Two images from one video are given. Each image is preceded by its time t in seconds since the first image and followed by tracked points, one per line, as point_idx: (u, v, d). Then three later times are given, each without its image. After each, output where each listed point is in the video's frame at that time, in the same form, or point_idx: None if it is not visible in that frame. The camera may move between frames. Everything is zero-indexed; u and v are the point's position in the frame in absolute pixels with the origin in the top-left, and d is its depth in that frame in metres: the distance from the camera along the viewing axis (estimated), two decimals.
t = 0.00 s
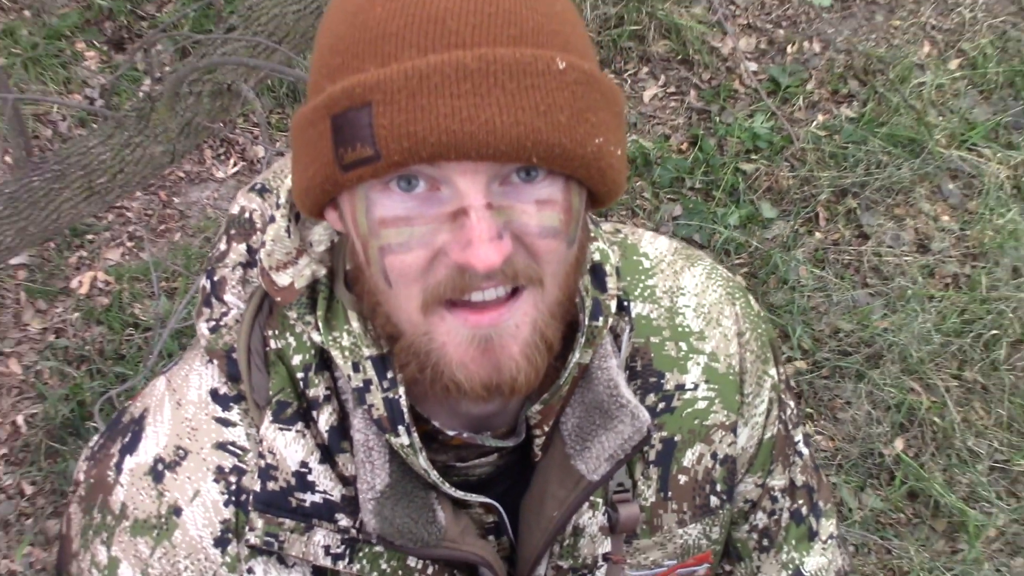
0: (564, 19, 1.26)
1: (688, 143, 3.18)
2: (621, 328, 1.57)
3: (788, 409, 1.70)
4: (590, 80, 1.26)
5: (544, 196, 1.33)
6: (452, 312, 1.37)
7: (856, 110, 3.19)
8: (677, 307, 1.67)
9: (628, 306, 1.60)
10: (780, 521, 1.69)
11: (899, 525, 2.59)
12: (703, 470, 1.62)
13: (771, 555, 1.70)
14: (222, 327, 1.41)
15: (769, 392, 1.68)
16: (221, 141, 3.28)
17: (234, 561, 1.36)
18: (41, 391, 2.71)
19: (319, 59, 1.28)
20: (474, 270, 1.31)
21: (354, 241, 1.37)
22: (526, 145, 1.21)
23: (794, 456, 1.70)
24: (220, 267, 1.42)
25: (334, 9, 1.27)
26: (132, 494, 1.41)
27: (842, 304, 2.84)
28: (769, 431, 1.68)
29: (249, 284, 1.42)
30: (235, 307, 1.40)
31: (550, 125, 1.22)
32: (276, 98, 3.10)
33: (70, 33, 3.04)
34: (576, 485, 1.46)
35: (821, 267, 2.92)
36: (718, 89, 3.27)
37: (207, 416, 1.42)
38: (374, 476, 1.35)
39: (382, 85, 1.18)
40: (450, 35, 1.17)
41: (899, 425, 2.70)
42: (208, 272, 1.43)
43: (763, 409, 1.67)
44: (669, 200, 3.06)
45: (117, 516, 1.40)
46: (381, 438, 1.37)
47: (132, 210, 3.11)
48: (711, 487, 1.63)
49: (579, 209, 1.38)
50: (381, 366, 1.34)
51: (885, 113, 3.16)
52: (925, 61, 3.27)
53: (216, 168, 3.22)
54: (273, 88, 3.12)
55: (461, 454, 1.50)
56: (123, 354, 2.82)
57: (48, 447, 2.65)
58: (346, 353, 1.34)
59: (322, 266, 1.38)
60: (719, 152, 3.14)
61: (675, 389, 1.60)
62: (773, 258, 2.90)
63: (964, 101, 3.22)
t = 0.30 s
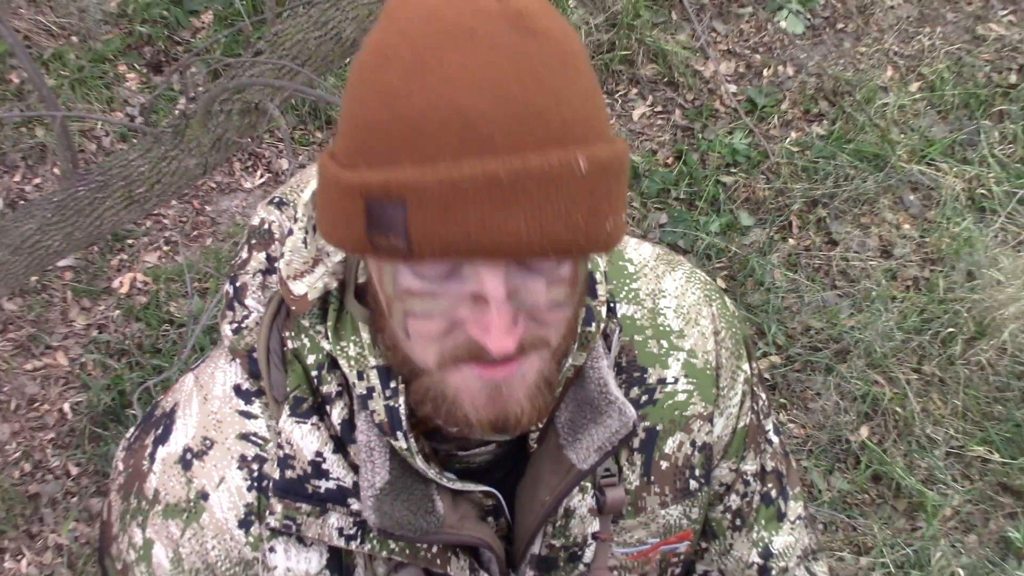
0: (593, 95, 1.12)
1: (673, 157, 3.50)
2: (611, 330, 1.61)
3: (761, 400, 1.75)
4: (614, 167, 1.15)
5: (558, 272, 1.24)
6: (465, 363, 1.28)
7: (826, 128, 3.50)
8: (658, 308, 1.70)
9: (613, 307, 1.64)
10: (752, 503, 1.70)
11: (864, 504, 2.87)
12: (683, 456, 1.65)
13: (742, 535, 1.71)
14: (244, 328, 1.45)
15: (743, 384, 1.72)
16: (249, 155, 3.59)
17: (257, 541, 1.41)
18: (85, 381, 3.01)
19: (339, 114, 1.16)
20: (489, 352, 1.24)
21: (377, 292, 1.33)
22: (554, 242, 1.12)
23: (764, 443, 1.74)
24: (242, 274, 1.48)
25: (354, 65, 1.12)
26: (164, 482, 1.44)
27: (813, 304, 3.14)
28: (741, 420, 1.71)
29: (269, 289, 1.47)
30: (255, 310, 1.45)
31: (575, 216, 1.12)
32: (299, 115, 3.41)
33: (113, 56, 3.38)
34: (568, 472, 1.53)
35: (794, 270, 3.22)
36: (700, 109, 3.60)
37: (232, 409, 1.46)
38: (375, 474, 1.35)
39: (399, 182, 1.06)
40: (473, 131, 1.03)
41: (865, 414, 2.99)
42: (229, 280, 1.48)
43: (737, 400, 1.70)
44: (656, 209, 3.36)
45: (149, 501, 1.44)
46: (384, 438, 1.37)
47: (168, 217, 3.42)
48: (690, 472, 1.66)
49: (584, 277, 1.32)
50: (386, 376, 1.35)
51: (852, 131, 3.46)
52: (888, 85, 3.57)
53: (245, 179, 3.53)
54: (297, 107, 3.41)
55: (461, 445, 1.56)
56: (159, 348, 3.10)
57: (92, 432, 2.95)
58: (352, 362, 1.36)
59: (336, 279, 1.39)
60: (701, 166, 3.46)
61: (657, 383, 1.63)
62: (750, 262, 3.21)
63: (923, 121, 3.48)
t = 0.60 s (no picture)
0: (615, 201, 1.24)
1: (660, 164, 3.84)
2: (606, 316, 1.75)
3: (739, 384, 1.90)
4: (629, 260, 1.30)
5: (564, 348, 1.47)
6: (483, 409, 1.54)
7: (800, 138, 3.87)
8: (646, 299, 1.84)
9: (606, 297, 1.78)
10: (732, 478, 1.89)
11: (834, 481, 3.16)
12: (668, 434, 1.80)
13: (722, 507, 1.90)
14: (267, 314, 1.67)
15: (724, 369, 1.86)
16: (273, 164, 3.89)
17: (277, 507, 1.63)
18: (124, 369, 3.31)
19: (386, 196, 1.26)
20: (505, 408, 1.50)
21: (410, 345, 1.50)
22: (572, 346, 1.32)
23: (744, 424, 1.91)
24: (266, 265, 1.74)
25: (404, 162, 1.21)
26: (195, 452, 1.67)
27: (788, 299, 3.45)
28: (723, 402, 1.87)
29: (291, 277, 1.73)
30: (279, 297, 1.69)
31: (593, 321, 1.31)
32: (319, 127, 3.73)
33: (149, 73, 3.81)
34: (563, 448, 1.68)
35: (771, 267, 3.54)
36: (684, 120, 3.94)
37: (256, 388, 1.68)
38: (377, 454, 1.56)
39: (448, 304, 1.23)
40: (516, 269, 1.19)
41: (835, 398, 3.28)
42: (256, 269, 1.74)
43: (718, 383, 1.85)
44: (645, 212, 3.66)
45: (181, 470, 1.67)
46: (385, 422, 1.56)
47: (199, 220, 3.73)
48: (676, 448, 1.83)
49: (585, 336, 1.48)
50: (386, 367, 1.53)
51: (824, 140, 3.82)
52: (856, 98, 3.95)
53: (269, 185, 3.83)
54: (317, 120, 3.72)
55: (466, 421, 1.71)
56: (191, 340, 3.39)
57: (130, 416, 3.25)
58: (356, 352, 1.54)
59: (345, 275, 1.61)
60: (686, 172, 3.78)
61: (645, 366, 1.78)
62: (730, 261, 3.51)
63: (888, 131, 3.85)
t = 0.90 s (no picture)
0: (612, 220, 1.25)
1: (651, 169, 4.03)
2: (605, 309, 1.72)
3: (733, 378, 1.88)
4: (625, 276, 1.32)
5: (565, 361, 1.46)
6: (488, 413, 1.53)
7: (783, 145, 4.11)
8: (642, 298, 1.79)
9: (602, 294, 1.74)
10: (724, 468, 1.90)
11: (817, 467, 3.32)
12: (664, 426, 1.79)
13: (714, 494, 1.91)
14: (285, 312, 1.66)
15: (718, 363, 1.82)
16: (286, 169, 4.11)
17: (294, 494, 1.62)
18: (146, 364, 3.51)
19: (389, 217, 1.27)
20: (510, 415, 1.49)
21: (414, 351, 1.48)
22: (570, 360, 1.35)
23: (736, 416, 1.90)
24: (284, 265, 1.70)
25: (406, 186, 1.22)
26: (215, 442, 1.64)
27: (772, 296, 3.65)
28: (716, 396, 1.84)
29: (308, 278, 1.70)
30: (295, 297, 1.67)
31: (591, 335, 1.34)
32: (329, 135, 3.94)
33: (170, 85, 4.03)
34: (564, 440, 1.67)
35: (756, 266, 3.75)
36: (674, 128, 4.16)
37: (274, 380, 1.65)
38: (388, 446, 1.56)
39: (449, 323, 1.25)
40: (515, 291, 1.21)
41: (817, 390, 3.46)
42: (274, 269, 1.71)
43: (712, 377, 1.82)
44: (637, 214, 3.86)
45: (203, 458, 1.64)
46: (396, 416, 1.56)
47: (216, 224, 3.93)
48: (671, 440, 1.81)
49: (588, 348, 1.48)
50: (396, 364, 1.52)
51: (805, 146, 4.07)
52: (836, 107, 4.24)
53: (282, 190, 4.05)
54: (327, 128, 3.93)
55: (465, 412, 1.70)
56: (209, 336, 3.60)
57: (152, 408, 3.44)
58: (368, 350, 1.53)
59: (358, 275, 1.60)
60: (676, 177, 3.99)
61: (642, 362, 1.75)
62: (717, 261, 3.71)
63: (865, 138, 4.15)
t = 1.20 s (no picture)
0: (611, 230, 1.25)
1: (650, 166, 4.03)
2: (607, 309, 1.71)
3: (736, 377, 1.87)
4: (623, 285, 1.31)
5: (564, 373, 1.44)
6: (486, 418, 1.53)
7: (781, 142, 4.11)
8: (646, 296, 1.78)
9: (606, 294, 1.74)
10: (726, 467, 1.89)
11: (815, 464, 3.32)
12: (666, 425, 1.78)
13: (716, 493, 1.91)
14: (288, 310, 1.67)
15: (720, 363, 1.82)
16: (285, 167, 4.12)
17: (296, 492, 1.62)
18: (145, 362, 3.51)
19: (388, 223, 1.27)
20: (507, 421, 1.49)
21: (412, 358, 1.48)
22: (567, 369, 1.35)
23: (738, 415, 1.90)
24: (288, 262, 1.69)
25: (405, 195, 1.22)
26: (218, 439, 1.63)
27: (770, 293, 3.66)
28: (718, 396, 1.84)
29: (310, 274, 1.69)
30: (297, 295, 1.67)
31: (589, 344, 1.34)
32: (327, 133, 3.94)
33: (168, 83, 4.03)
34: (566, 439, 1.66)
35: (754, 263, 3.76)
36: (672, 125, 4.16)
37: (276, 378, 1.65)
38: (389, 445, 1.56)
39: (446, 332, 1.25)
40: (511, 302, 1.21)
41: (815, 386, 3.46)
42: (278, 266, 1.70)
43: (714, 376, 1.81)
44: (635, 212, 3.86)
45: (206, 455, 1.64)
46: (398, 415, 1.56)
47: (215, 221, 3.93)
48: (672, 439, 1.81)
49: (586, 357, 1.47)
50: (398, 363, 1.52)
51: (803, 144, 4.06)
52: (834, 104, 4.24)
53: (280, 187, 4.05)
54: (325, 125, 3.92)
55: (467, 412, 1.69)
56: (207, 333, 3.60)
57: (150, 406, 3.43)
58: (370, 349, 1.53)
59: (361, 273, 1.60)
60: (674, 174, 3.98)
61: (645, 361, 1.74)
62: (715, 258, 3.71)
63: (863, 135, 4.15)
